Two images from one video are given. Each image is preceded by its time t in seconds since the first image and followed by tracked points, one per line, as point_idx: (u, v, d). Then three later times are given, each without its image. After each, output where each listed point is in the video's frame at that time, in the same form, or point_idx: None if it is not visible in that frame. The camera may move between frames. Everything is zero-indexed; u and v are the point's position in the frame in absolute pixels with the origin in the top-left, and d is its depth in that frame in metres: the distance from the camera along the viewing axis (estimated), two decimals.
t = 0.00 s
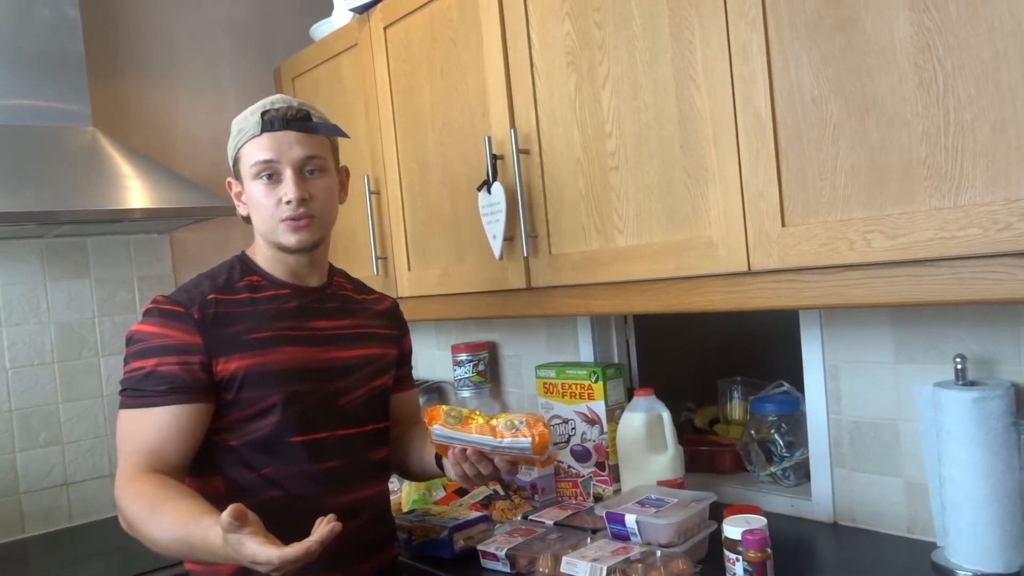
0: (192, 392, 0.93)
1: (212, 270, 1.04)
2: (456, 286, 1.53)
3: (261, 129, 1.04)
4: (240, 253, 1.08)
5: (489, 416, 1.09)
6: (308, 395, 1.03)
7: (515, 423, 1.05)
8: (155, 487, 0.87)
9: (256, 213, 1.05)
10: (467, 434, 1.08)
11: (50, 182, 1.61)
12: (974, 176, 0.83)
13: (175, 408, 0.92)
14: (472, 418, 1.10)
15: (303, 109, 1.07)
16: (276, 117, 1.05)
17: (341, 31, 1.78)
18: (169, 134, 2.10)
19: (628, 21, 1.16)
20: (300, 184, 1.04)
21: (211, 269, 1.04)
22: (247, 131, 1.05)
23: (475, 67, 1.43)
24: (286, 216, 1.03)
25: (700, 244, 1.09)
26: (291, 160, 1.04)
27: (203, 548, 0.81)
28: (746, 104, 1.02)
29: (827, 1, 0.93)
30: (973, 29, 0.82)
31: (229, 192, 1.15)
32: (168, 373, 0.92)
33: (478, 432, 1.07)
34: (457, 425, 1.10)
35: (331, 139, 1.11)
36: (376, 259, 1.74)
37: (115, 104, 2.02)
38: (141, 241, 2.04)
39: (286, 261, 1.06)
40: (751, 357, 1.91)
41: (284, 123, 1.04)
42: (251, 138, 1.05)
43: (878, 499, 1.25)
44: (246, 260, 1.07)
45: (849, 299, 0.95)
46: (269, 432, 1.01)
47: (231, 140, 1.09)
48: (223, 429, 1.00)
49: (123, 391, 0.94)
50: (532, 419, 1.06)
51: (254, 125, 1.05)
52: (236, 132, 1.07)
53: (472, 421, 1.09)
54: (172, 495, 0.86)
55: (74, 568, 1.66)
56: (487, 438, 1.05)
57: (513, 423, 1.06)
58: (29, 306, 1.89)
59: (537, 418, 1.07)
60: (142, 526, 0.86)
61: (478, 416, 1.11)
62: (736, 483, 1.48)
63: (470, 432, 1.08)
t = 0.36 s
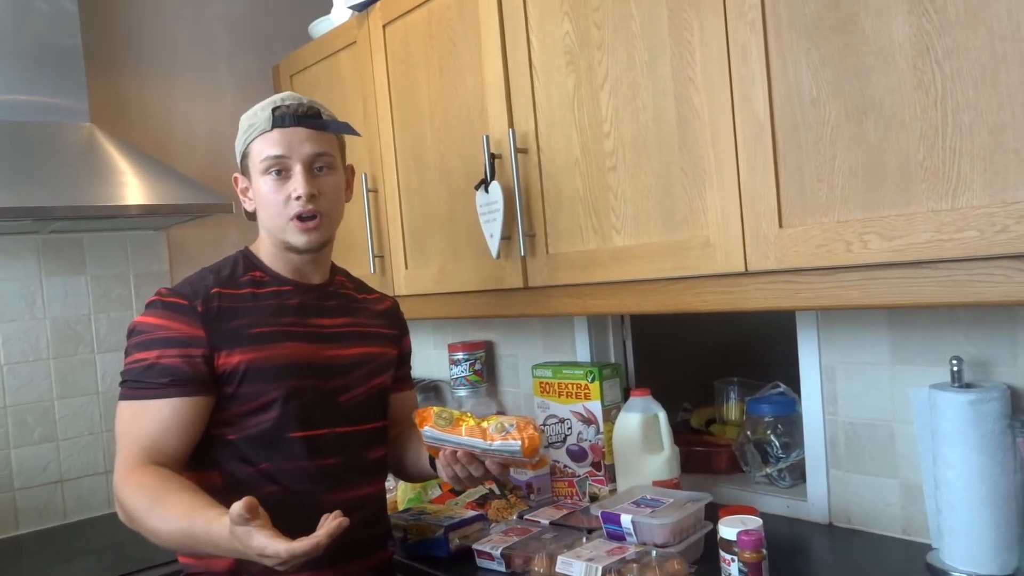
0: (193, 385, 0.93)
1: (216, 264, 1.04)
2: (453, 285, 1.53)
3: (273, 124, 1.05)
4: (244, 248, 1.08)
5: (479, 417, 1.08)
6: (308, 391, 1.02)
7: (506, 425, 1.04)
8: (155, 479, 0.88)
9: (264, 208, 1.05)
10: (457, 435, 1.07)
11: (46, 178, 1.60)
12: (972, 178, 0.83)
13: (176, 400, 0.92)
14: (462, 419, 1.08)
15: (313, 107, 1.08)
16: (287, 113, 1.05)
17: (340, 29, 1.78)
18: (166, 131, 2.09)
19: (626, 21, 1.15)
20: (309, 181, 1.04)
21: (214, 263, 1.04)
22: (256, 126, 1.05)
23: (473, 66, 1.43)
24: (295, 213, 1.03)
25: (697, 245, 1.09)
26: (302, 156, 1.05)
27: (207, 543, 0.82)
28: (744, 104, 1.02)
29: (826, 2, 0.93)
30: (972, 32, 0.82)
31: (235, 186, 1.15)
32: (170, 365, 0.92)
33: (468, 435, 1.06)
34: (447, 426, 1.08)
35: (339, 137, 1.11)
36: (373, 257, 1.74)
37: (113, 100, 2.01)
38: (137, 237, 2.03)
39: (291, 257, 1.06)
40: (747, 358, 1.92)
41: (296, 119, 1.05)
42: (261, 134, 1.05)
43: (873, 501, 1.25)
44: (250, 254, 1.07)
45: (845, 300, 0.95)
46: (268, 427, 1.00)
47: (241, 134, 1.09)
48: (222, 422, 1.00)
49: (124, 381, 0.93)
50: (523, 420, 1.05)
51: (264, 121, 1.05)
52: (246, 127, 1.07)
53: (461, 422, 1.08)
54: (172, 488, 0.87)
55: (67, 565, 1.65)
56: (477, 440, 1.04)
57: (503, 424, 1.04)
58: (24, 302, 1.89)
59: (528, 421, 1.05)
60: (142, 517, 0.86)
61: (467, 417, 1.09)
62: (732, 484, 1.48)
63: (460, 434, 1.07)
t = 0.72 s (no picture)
0: (191, 376, 0.93)
1: (214, 257, 1.03)
2: (449, 281, 1.52)
3: (284, 119, 1.05)
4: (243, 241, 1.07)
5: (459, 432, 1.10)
6: (305, 387, 1.02)
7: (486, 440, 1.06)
8: (162, 467, 0.88)
9: (270, 202, 1.04)
10: (438, 451, 1.08)
11: (41, 172, 1.60)
12: (967, 177, 0.83)
13: (174, 392, 0.92)
14: (442, 434, 1.10)
15: (323, 104, 1.08)
16: (298, 108, 1.05)
17: (336, 25, 1.77)
18: (162, 126, 2.08)
19: (623, 18, 1.15)
20: (319, 178, 1.05)
21: (212, 256, 1.04)
22: (266, 119, 1.05)
23: (470, 63, 1.43)
24: (301, 209, 1.03)
25: (693, 242, 1.09)
26: (312, 152, 1.05)
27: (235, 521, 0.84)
28: (741, 102, 1.01)
29: None
30: (969, 30, 0.81)
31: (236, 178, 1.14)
32: (167, 357, 0.92)
33: (449, 451, 1.07)
34: (428, 442, 1.10)
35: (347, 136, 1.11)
36: (368, 253, 1.73)
37: (107, 95, 2.00)
38: (132, 233, 2.03)
39: (292, 252, 1.06)
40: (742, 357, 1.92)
41: (308, 117, 1.05)
42: (270, 128, 1.05)
43: (867, 499, 1.26)
44: (249, 248, 1.06)
45: (841, 298, 0.95)
46: (265, 422, 1.00)
47: (248, 125, 1.08)
48: (218, 416, 0.99)
49: (118, 374, 0.92)
50: (503, 432, 1.07)
51: (275, 115, 1.04)
52: (254, 120, 1.06)
53: (443, 438, 1.10)
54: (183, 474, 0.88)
55: (60, 561, 1.65)
56: (460, 457, 1.05)
57: (483, 439, 1.07)
58: (18, 297, 1.88)
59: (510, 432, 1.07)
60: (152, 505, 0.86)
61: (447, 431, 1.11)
62: (727, 482, 1.48)
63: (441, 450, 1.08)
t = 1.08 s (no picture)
0: (191, 381, 0.92)
1: (203, 254, 1.02)
2: (445, 279, 1.52)
3: (259, 106, 1.03)
4: (228, 236, 1.07)
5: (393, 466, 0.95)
6: (303, 384, 1.02)
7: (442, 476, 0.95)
8: (174, 474, 0.88)
9: (250, 193, 1.04)
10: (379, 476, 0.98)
11: (35, 170, 1.59)
12: (962, 173, 0.83)
13: (178, 398, 0.91)
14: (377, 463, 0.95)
15: (299, 89, 1.06)
16: (273, 95, 1.03)
17: (331, 22, 1.77)
18: (157, 123, 2.08)
19: (618, 15, 1.15)
20: (298, 165, 1.04)
21: (200, 252, 1.02)
22: (240, 108, 1.04)
23: (465, 59, 1.42)
24: (283, 200, 1.03)
25: (688, 239, 1.09)
26: (290, 140, 1.04)
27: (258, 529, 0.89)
28: (735, 99, 1.01)
29: None
30: (962, 26, 0.82)
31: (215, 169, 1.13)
32: (169, 362, 0.90)
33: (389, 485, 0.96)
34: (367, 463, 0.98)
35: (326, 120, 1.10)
36: (364, 251, 1.73)
37: (101, 92, 1.99)
38: (127, 230, 2.02)
39: (279, 245, 1.06)
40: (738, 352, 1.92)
41: (283, 102, 1.04)
42: (245, 116, 1.04)
43: (862, 494, 1.26)
44: (235, 243, 1.06)
45: (836, 294, 0.95)
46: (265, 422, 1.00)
47: (223, 114, 1.06)
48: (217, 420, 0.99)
49: (116, 382, 0.90)
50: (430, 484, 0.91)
51: (250, 102, 1.03)
52: (229, 109, 1.05)
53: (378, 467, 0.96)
54: (197, 479, 0.89)
55: (56, 559, 1.65)
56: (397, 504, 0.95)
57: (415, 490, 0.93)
58: (13, 296, 1.87)
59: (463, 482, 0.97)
60: (165, 511, 0.87)
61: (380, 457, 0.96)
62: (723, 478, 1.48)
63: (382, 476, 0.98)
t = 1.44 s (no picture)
0: (170, 396, 0.89)
1: (172, 256, 0.98)
2: (440, 276, 1.52)
3: (214, 95, 0.98)
4: (197, 235, 1.03)
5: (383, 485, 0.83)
6: (295, 386, 1.00)
7: (426, 512, 0.85)
8: (154, 498, 0.85)
9: (213, 190, 1.00)
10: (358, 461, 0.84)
11: (29, 169, 1.59)
12: (955, 169, 0.83)
13: (157, 417, 0.87)
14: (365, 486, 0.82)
15: (256, 73, 1.01)
16: (228, 81, 0.98)
17: (325, 19, 1.76)
18: (151, 121, 2.07)
19: (613, 12, 1.15)
20: (260, 156, 0.99)
21: (170, 255, 0.98)
22: (194, 98, 0.99)
23: (460, 57, 1.42)
24: (248, 193, 0.99)
25: (683, 236, 1.09)
26: (250, 129, 0.99)
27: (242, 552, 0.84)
28: (730, 95, 1.02)
29: None
30: (956, 23, 0.82)
31: (176, 163, 1.08)
32: (144, 382, 0.87)
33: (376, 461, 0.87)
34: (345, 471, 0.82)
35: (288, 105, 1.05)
36: (359, 248, 1.73)
37: (96, 89, 1.99)
38: (121, 228, 2.01)
39: (251, 241, 1.02)
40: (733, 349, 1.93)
41: (239, 89, 0.98)
42: (200, 107, 0.99)
43: (857, 490, 1.26)
44: (205, 242, 1.02)
45: (831, 290, 0.95)
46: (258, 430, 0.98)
47: (176, 106, 1.01)
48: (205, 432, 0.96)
49: (91, 406, 0.87)
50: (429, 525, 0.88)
51: (202, 91, 0.98)
52: (182, 100, 1.00)
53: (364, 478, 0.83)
54: (178, 501, 0.85)
55: (53, 558, 1.65)
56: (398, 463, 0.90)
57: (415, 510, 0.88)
58: (7, 294, 1.87)
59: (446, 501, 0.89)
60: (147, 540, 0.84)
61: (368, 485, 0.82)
62: (718, 474, 1.49)
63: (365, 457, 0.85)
